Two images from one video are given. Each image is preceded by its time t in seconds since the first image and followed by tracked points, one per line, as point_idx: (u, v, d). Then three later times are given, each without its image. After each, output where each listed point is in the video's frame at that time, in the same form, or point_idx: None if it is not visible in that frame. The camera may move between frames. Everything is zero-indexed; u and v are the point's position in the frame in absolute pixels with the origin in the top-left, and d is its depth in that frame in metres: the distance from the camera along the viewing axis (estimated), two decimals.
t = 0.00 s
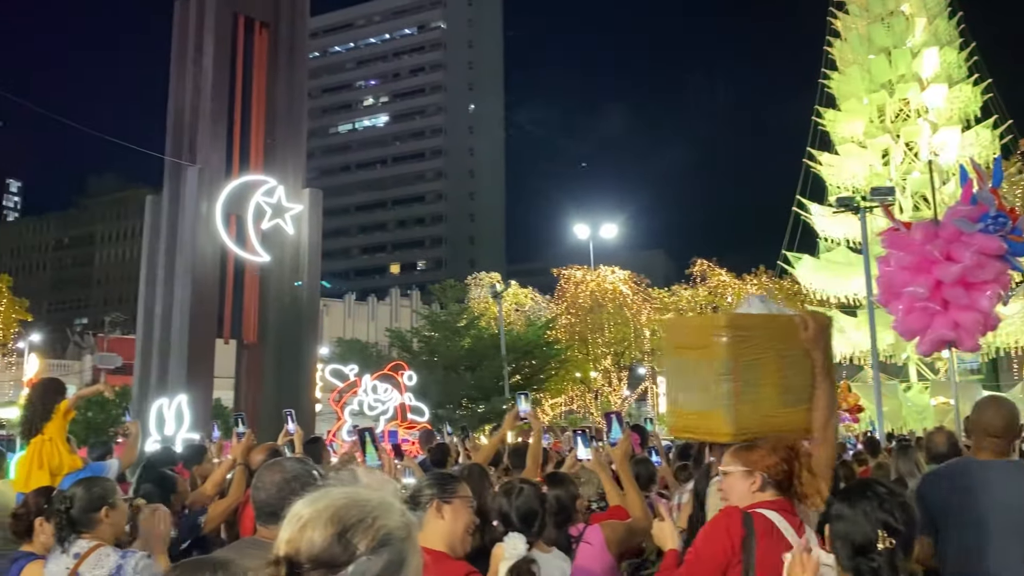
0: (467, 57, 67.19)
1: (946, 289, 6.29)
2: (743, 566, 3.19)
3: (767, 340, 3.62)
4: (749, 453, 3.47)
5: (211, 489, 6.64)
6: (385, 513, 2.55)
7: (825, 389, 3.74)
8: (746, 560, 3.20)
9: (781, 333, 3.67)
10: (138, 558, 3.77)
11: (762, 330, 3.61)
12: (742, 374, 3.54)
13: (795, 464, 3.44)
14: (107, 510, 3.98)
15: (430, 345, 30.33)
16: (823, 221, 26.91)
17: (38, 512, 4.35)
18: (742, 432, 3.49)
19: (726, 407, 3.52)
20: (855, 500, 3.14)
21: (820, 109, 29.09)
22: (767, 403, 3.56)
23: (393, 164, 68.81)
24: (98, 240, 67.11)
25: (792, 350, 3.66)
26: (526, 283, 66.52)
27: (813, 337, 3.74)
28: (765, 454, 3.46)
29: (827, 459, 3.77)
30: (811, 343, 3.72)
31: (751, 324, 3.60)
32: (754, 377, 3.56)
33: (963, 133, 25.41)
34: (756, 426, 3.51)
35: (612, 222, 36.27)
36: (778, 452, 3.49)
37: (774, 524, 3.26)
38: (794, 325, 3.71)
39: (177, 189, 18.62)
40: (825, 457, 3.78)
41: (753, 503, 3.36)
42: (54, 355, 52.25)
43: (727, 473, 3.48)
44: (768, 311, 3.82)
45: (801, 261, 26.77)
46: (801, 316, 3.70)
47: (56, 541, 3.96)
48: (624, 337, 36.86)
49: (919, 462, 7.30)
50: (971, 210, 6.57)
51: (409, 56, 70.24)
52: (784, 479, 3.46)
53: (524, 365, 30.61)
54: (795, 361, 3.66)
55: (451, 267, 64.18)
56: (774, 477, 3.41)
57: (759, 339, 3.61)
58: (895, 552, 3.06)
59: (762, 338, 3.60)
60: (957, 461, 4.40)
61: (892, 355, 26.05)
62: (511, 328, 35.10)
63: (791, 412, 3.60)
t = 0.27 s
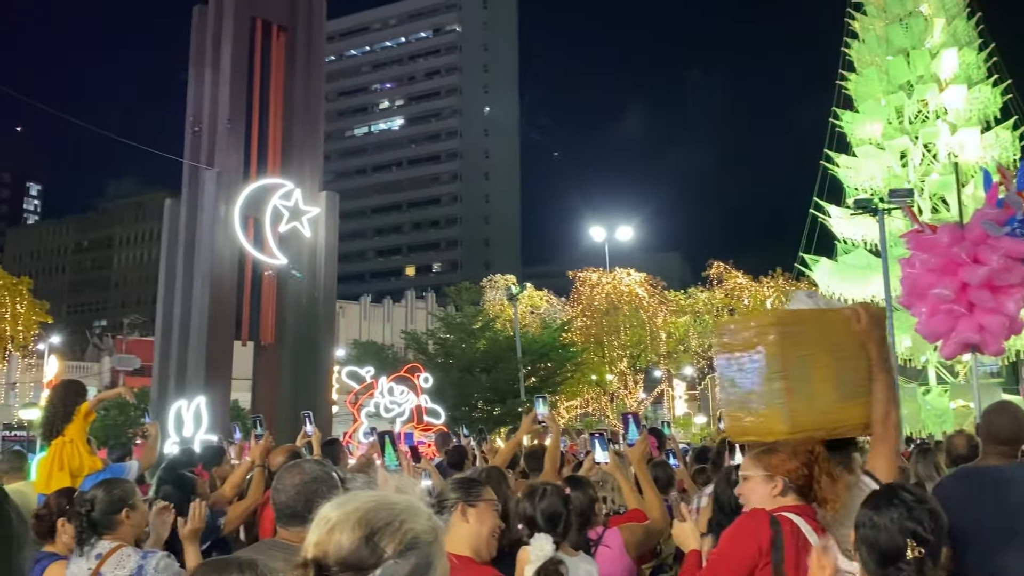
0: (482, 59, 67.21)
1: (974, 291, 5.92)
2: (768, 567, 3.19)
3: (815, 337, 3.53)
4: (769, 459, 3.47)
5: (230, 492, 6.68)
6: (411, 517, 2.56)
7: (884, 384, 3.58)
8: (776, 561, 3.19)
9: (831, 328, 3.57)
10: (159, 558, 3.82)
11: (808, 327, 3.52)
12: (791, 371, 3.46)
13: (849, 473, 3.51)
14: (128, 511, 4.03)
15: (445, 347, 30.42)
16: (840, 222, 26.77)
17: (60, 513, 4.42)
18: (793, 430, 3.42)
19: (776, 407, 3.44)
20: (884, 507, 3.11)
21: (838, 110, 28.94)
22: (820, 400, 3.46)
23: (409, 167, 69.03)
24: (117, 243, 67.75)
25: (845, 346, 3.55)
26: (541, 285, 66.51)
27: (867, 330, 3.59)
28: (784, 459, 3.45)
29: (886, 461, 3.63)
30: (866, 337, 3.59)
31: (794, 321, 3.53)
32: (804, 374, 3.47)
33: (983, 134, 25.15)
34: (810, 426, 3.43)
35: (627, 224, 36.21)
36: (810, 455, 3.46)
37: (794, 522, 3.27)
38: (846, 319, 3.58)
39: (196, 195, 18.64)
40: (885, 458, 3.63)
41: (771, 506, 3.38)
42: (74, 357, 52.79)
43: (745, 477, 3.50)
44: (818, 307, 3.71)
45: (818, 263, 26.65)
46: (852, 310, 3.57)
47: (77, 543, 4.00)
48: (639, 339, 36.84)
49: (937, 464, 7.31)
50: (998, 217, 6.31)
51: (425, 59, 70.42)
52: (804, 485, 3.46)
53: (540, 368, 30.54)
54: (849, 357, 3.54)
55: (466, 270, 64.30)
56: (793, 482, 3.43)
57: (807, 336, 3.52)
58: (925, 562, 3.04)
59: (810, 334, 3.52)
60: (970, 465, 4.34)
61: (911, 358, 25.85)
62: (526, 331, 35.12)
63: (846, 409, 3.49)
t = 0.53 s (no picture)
0: (486, 63, 67.24)
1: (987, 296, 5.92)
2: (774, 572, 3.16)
3: (842, 338, 3.54)
4: (779, 466, 3.46)
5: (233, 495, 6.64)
6: (417, 522, 2.54)
7: (915, 387, 3.55)
8: (789, 566, 3.18)
9: (858, 331, 3.58)
10: (161, 560, 3.81)
11: (833, 330, 3.55)
12: (815, 375, 3.51)
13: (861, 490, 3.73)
14: (131, 514, 4.03)
15: (448, 350, 30.43)
16: (845, 227, 26.83)
17: (62, 516, 4.41)
18: (818, 436, 3.50)
19: (801, 414, 3.53)
20: (886, 513, 3.10)
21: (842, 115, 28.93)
22: (847, 404, 3.50)
23: (412, 170, 69.11)
24: (121, 246, 67.95)
25: (873, 350, 3.55)
26: (544, 289, 66.39)
27: (897, 332, 3.58)
28: (795, 465, 3.45)
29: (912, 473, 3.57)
30: (896, 340, 3.57)
31: (819, 323, 3.56)
32: (830, 378, 3.50)
33: (987, 139, 25.04)
34: (837, 430, 3.50)
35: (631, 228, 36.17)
36: (830, 463, 3.50)
37: (810, 533, 3.26)
38: (876, 322, 3.58)
39: (200, 199, 18.48)
40: (909, 471, 3.57)
41: (781, 513, 3.36)
42: (77, 358, 52.90)
43: (758, 487, 3.47)
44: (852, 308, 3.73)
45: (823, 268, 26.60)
46: (882, 311, 3.57)
47: (79, 547, 3.98)
48: (642, 342, 36.84)
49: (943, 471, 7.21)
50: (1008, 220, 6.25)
51: (429, 62, 70.48)
52: (814, 493, 3.45)
53: (543, 372, 30.44)
54: (878, 360, 3.54)
55: (469, 273, 64.24)
56: (806, 488, 3.42)
57: (833, 337, 3.55)
58: (929, 567, 3.03)
59: (836, 336, 3.53)
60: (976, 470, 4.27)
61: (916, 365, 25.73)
62: (530, 335, 35.08)
63: (874, 413, 3.52)
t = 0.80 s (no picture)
0: (478, 67, 67.25)
1: (975, 304, 6.59)
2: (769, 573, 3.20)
3: (835, 350, 3.83)
4: (770, 476, 3.60)
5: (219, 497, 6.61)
6: (394, 527, 2.55)
7: (906, 394, 3.73)
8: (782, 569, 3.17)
9: (852, 342, 3.84)
10: (145, 563, 3.77)
11: (825, 344, 3.83)
12: (807, 388, 3.83)
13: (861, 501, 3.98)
14: (112, 517, 4.01)
15: (438, 354, 30.37)
16: (834, 233, 26.90)
17: (43, 519, 4.40)
18: (812, 443, 3.82)
19: (795, 424, 3.86)
20: (863, 518, 3.13)
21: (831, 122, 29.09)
22: (842, 413, 3.77)
23: (404, 174, 69.10)
24: (111, 247, 67.64)
25: (866, 360, 3.79)
26: (535, 294, 66.37)
27: (892, 340, 3.77)
28: (787, 476, 3.58)
29: (907, 481, 3.68)
30: (889, 348, 3.76)
31: (812, 336, 3.87)
32: (822, 389, 3.80)
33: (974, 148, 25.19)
34: (833, 438, 3.80)
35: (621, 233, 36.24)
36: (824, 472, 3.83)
37: (796, 538, 3.24)
38: (870, 333, 3.82)
39: (188, 196, 18.55)
40: (904, 478, 3.68)
41: (773, 519, 3.45)
42: (64, 360, 52.50)
43: (749, 497, 3.59)
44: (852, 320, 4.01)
45: (811, 275, 26.72)
46: (875, 321, 3.78)
47: (59, 552, 3.96)
48: (632, 348, 36.89)
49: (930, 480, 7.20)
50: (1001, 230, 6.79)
51: (421, 67, 70.52)
52: (806, 503, 3.58)
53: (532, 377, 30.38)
54: (872, 369, 3.78)
55: (460, 277, 64.20)
56: (797, 498, 3.53)
57: (828, 350, 3.83)
58: (906, 571, 3.05)
59: (828, 349, 3.82)
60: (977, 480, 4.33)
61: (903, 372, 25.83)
62: (519, 340, 35.06)
63: (867, 420, 3.75)
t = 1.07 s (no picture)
0: (457, 73, 67.26)
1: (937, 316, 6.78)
2: None
3: (802, 363, 3.97)
4: (735, 486, 3.67)
5: (187, 504, 6.57)
6: (347, 535, 2.53)
7: (867, 407, 3.74)
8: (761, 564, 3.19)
9: (816, 358, 3.94)
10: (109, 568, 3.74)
11: (791, 359, 3.98)
12: (777, 402, 4.01)
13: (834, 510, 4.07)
14: (75, 523, 3.97)
15: (413, 361, 30.23)
16: (805, 243, 27.21)
17: (6, 525, 4.35)
18: (784, 456, 3.98)
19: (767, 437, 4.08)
20: (823, 525, 3.18)
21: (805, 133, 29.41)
22: (810, 425, 3.92)
23: (381, 179, 68.92)
24: (83, 249, 66.78)
25: (830, 373, 3.89)
26: (511, 300, 66.36)
27: (856, 352, 3.81)
28: (752, 485, 3.66)
29: (873, 492, 3.70)
30: (852, 361, 3.80)
31: (779, 351, 4.03)
32: (790, 403, 3.98)
33: (944, 161, 25.52)
34: (804, 449, 3.94)
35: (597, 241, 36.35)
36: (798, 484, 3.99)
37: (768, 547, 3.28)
38: (834, 346, 3.89)
39: (161, 198, 18.49)
40: (867, 488, 3.70)
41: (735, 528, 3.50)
42: (33, 364, 51.67)
43: (715, 507, 3.64)
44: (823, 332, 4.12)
45: (784, 284, 26.95)
46: (837, 335, 3.86)
47: (23, 559, 3.95)
48: (606, 354, 37.06)
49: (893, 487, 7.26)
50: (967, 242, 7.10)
51: (399, 72, 70.40)
52: (770, 513, 3.64)
53: (508, 384, 30.28)
54: (837, 382, 3.88)
55: (436, 282, 64.05)
56: (760, 507, 3.59)
57: (795, 365, 3.98)
58: None
59: (794, 364, 3.98)
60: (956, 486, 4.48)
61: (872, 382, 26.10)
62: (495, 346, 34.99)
63: (834, 432, 3.86)
